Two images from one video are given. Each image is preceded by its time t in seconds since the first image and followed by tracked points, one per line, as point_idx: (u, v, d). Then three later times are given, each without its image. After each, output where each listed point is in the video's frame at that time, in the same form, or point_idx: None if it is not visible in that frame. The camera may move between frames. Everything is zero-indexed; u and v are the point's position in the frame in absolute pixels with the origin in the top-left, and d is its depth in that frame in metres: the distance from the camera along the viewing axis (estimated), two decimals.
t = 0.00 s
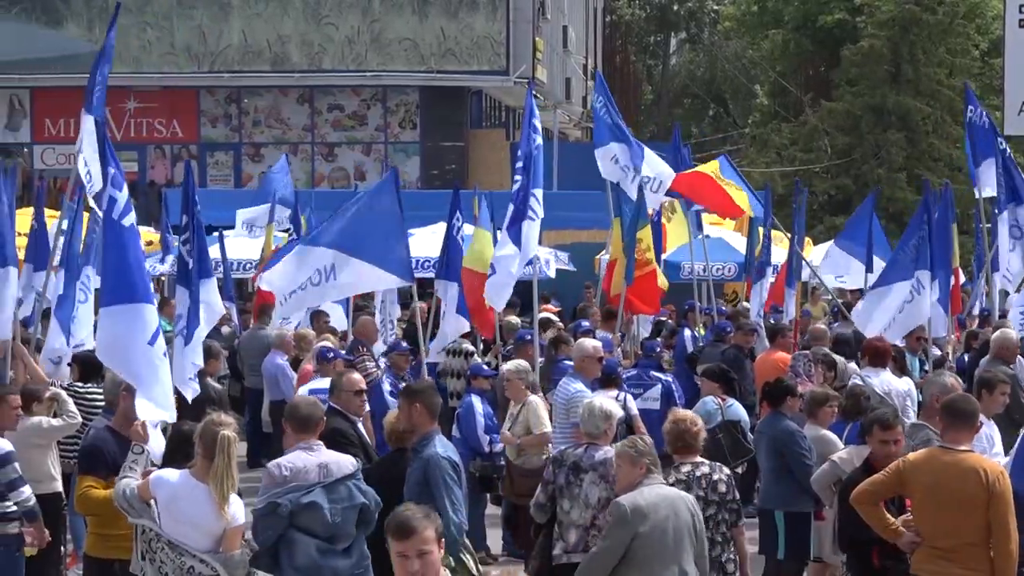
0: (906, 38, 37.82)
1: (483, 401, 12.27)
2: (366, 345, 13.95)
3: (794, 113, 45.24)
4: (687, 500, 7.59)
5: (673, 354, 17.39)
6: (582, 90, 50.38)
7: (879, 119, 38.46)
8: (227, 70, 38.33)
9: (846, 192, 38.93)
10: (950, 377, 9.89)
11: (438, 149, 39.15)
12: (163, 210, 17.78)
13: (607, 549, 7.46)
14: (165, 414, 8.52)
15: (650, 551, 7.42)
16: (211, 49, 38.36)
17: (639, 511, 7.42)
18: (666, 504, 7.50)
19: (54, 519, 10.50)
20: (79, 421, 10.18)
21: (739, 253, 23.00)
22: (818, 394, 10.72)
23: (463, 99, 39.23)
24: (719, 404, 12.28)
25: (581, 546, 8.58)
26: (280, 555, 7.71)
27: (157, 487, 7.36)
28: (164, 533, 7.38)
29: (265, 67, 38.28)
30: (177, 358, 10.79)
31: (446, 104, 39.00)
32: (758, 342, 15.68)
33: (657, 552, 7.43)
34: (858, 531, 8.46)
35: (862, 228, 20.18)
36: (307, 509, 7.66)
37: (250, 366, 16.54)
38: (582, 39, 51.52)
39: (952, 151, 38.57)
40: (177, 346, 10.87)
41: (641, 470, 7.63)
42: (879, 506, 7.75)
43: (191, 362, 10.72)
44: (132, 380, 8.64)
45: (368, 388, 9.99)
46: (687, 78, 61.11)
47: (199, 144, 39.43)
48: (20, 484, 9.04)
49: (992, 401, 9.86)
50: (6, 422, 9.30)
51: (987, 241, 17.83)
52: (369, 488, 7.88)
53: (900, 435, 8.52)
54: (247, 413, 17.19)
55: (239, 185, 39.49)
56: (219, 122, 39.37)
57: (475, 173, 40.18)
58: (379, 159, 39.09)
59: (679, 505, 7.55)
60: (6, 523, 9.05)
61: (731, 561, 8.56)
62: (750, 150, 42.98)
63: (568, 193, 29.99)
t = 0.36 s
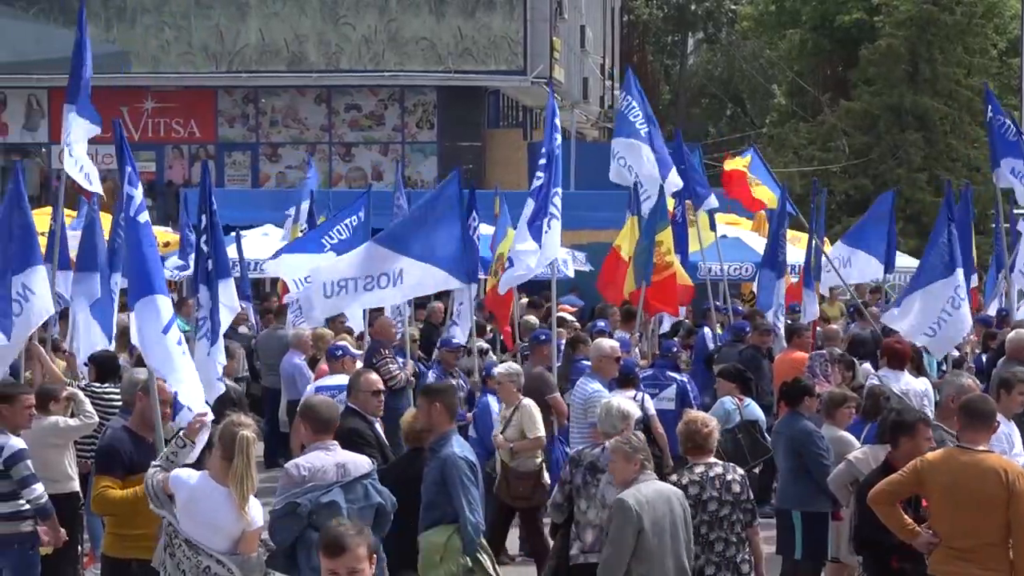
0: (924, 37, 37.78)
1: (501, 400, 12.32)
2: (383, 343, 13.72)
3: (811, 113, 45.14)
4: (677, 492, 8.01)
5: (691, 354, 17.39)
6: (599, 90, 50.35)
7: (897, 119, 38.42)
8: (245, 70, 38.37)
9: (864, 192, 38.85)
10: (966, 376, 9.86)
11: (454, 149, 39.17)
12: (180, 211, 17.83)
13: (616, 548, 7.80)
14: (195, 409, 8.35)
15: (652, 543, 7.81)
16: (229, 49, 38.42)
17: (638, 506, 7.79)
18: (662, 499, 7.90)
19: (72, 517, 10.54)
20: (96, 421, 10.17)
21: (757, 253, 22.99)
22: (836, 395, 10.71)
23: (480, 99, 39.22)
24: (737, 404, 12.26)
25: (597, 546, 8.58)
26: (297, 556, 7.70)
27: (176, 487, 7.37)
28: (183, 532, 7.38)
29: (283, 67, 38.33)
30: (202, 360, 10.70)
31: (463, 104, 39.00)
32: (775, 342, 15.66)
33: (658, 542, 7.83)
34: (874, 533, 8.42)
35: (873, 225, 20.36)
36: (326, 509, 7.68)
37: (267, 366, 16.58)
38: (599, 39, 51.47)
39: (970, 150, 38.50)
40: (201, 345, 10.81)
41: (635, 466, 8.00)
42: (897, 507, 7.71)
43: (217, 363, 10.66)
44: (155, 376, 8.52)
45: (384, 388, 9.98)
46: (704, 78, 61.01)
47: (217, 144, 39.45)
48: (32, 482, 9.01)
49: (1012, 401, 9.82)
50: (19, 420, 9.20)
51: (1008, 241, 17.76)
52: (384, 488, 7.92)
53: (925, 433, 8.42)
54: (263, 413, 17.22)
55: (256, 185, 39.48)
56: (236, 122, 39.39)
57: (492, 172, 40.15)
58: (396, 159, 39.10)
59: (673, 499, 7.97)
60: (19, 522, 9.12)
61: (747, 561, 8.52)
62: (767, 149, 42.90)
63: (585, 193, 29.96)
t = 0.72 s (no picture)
0: (940, 37, 37.70)
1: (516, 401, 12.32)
2: (403, 345, 13.71)
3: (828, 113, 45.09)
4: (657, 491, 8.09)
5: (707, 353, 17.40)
6: (615, 90, 50.35)
7: (914, 119, 38.44)
8: (261, 70, 38.41)
9: (882, 191, 38.84)
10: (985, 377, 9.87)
11: (471, 148, 39.16)
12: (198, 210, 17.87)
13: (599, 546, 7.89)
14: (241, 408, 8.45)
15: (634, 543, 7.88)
16: (245, 49, 38.46)
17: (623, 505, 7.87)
18: (641, 497, 8.00)
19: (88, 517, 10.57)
20: (112, 420, 10.16)
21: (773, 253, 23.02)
22: (853, 395, 10.67)
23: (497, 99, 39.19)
24: (756, 405, 12.27)
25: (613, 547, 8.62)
26: (314, 556, 7.73)
27: (193, 486, 7.39)
28: (199, 530, 7.39)
29: (299, 68, 38.36)
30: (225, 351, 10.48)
31: (480, 104, 38.98)
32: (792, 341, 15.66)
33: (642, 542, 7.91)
34: (895, 531, 8.41)
35: (888, 225, 20.51)
36: (344, 510, 7.69)
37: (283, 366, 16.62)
38: (616, 39, 51.46)
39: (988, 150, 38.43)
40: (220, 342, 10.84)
41: (608, 467, 8.05)
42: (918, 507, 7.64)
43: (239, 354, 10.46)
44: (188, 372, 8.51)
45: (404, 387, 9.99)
46: (721, 79, 60.88)
47: (233, 144, 39.44)
48: (49, 480, 9.05)
49: None
50: (32, 419, 9.22)
51: None
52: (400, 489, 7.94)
53: (943, 433, 8.38)
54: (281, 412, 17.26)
55: (273, 185, 39.50)
56: (252, 122, 39.38)
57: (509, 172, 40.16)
58: (412, 159, 39.12)
59: (652, 497, 8.06)
60: (36, 521, 9.15)
61: (765, 561, 8.52)
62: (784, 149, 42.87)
63: (603, 194, 29.96)
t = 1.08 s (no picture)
0: (957, 37, 37.59)
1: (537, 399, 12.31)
2: (423, 346, 13.74)
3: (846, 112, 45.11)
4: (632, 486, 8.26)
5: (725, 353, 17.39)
6: (632, 89, 50.29)
7: (932, 119, 38.32)
8: (278, 70, 38.46)
9: (900, 189, 38.87)
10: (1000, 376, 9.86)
11: (488, 149, 39.18)
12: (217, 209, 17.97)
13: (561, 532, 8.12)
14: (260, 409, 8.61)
15: (594, 533, 8.11)
16: (262, 49, 38.52)
17: (583, 498, 8.08)
18: (610, 491, 8.18)
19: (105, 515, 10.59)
20: (129, 420, 10.20)
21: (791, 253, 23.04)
22: (869, 395, 10.66)
23: (515, 99, 39.19)
24: (772, 404, 12.41)
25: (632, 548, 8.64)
26: (333, 557, 7.73)
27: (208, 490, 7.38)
28: (215, 531, 7.39)
29: (316, 67, 38.41)
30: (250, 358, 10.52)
31: (497, 104, 38.99)
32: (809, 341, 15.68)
33: (603, 533, 8.12)
34: (921, 530, 8.35)
35: (906, 225, 20.41)
36: (363, 511, 7.71)
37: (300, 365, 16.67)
38: (633, 39, 51.44)
39: (1006, 149, 38.37)
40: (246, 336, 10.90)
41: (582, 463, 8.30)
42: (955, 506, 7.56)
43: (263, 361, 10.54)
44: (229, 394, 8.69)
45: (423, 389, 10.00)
46: (738, 78, 60.77)
47: (251, 144, 39.42)
48: (66, 480, 9.08)
49: None
50: (50, 418, 9.16)
51: None
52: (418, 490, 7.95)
53: (962, 433, 8.36)
54: (299, 412, 17.29)
55: (291, 185, 39.51)
56: (270, 122, 39.41)
57: (526, 172, 40.17)
58: (430, 159, 39.14)
59: (623, 491, 8.23)
60: (54, 520, 9.18)
61: (787, 561, 8.52)
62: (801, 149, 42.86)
63: (620, 193, 29.96)
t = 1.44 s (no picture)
0: (975, 36, 37.58)
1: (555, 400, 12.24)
2: (439, 346, 13.74)
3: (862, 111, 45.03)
4: (614, 475, 8.45)
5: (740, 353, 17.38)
6: (648, 90, 50.26)
7: (948, 118, 38.26)
8: (294, 69, 38.51)
9: (915, 189, 38.83)
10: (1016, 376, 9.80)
11: (504, 149, 39.14)
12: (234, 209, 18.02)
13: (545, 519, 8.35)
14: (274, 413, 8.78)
15: (576, 521, 8.30)
16: (278, 49, 38.58)
17: (566, 488, 8.27)
18: (592, 480, 8.35)
19: (121, 515, 10.60)
20: (145, 419, 10.21)
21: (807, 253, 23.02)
22: (885, 394, 10.63)
23: (531, 99, 39.19)
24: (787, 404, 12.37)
25: (648, 547, 8.65)
26: (348, 558, 7.74)
27: (223, 490, 7.40)
28: (231, 531, 7.39)
29: (333, 67, 38.45)
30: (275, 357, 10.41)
31: (513, 104, 39.00)
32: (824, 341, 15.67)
33: (588, 522, 8.30)
34: (935, 531, 8.29)
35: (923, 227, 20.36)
36: (379, 512, 7.72)
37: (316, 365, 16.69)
38: (649, 38, 51.43)
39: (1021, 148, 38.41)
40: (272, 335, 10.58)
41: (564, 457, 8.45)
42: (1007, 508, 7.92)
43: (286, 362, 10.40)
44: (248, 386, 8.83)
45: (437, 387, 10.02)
46: (754, 78, 60.66)
47: (266, 144, 39.36)
48: (83, 480, 9.08)
49: None
50: (68, 418, 9.14)
51: None
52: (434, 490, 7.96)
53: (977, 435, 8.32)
54: (315, 412, 17.29)
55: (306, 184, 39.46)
56: (286, 122, 39.39)
57: (542, 172, 40.14)
58: (446, 159, 39.11)
59: (604, 481, 8.40)
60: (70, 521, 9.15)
61: (806, 561, 8.51)
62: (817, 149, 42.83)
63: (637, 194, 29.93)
